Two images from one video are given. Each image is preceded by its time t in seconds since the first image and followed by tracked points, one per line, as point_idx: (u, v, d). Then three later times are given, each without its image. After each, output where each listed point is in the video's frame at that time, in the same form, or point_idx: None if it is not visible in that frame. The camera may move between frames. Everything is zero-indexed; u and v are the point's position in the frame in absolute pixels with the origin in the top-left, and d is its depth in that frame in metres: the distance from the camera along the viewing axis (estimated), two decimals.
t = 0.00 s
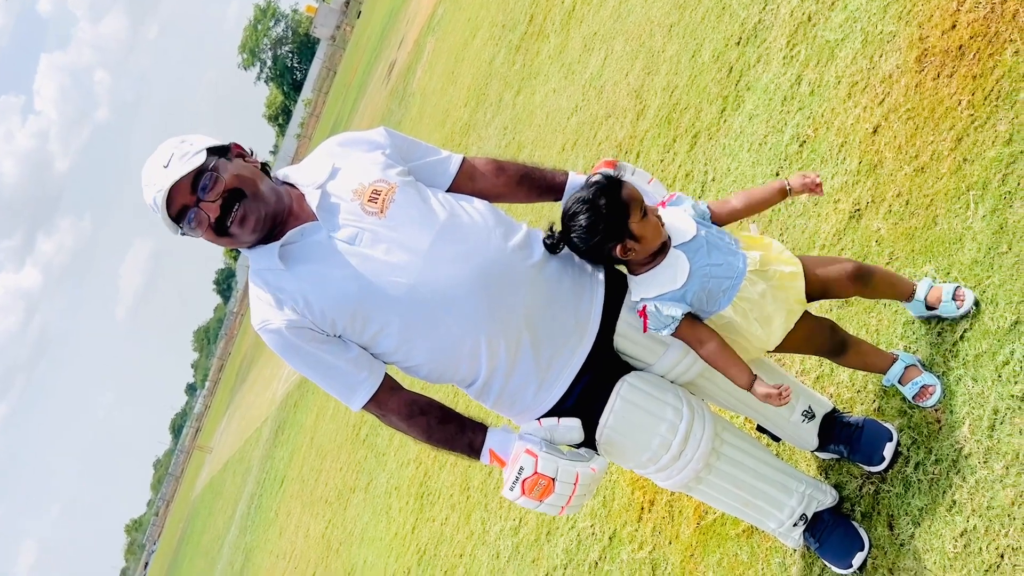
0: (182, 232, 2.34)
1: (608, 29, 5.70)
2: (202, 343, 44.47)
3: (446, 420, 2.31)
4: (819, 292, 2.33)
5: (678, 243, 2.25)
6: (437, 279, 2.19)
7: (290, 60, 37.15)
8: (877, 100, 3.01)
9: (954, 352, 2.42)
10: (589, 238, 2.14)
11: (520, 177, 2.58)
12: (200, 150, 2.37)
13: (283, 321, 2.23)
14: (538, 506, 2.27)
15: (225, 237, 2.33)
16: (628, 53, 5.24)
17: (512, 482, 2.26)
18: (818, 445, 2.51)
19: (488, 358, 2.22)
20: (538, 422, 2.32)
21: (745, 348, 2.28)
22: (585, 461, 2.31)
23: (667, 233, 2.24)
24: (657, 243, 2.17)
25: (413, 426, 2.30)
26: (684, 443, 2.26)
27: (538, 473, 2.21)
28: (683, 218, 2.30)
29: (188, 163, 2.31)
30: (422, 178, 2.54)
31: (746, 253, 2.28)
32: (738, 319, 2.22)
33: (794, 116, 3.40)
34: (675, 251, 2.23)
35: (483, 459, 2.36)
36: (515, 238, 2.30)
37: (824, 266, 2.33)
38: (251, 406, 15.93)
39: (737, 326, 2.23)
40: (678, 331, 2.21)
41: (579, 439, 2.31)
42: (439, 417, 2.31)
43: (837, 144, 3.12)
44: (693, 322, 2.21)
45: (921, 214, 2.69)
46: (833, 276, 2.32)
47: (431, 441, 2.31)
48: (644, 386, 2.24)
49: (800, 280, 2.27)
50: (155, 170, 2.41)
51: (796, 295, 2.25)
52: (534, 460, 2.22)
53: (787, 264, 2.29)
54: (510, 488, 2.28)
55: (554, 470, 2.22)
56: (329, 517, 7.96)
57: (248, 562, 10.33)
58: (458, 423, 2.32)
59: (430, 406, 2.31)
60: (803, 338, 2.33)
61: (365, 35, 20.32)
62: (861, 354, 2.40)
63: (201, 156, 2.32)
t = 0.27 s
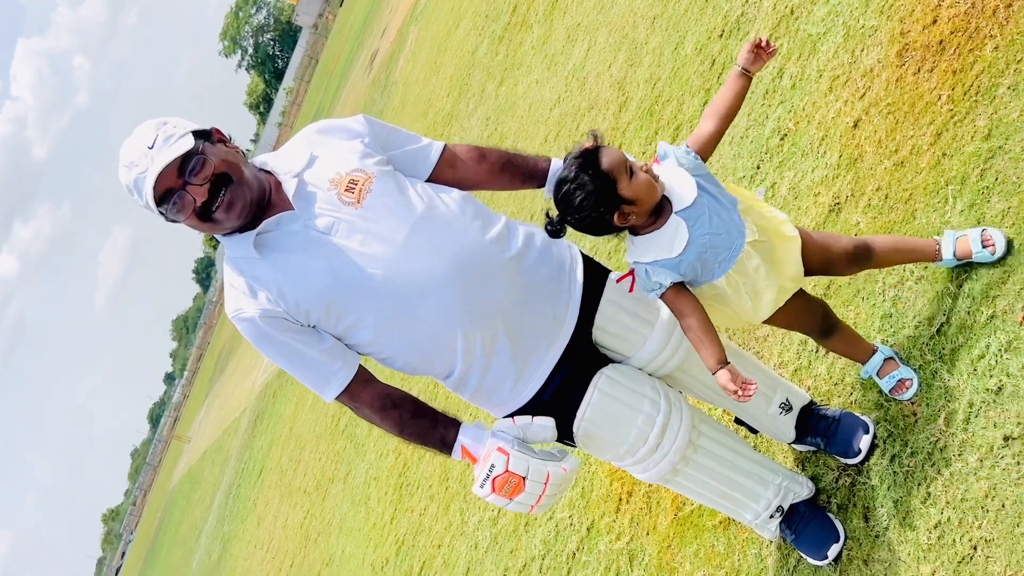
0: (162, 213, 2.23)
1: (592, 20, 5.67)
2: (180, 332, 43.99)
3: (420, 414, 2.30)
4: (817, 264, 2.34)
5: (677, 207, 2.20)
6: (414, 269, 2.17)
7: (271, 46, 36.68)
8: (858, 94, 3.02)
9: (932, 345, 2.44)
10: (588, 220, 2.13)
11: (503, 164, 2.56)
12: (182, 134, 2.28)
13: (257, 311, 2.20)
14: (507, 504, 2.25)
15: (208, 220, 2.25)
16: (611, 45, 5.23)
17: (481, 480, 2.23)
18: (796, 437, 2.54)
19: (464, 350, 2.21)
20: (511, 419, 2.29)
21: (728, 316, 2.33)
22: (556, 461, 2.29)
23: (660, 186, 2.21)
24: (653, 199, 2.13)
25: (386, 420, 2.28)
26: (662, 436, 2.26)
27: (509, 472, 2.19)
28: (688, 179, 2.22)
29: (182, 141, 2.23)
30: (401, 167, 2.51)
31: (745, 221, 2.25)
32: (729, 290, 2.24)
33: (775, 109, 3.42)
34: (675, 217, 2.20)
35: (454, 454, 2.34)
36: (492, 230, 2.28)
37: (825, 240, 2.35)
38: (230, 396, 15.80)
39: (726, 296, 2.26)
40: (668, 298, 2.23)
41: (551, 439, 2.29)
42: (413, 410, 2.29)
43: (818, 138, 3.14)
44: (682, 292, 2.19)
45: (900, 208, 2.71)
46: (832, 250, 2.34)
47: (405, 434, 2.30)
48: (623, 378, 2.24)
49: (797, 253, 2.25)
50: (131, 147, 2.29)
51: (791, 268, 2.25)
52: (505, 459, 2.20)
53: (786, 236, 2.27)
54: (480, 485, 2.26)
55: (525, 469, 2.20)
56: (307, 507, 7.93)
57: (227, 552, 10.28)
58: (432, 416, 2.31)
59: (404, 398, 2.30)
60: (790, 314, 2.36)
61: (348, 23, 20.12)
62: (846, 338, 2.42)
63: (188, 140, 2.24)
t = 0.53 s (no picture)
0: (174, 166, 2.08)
1: (569, 12, 5.66)
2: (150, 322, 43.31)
3: (387, 405, 2.28)
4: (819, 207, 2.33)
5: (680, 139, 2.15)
6: (381, 259, 2.14)
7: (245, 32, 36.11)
8: (830, 89, 3.05)
9: (898, 339, 2.48)
10: (589, 165, 2.13)
11: (472, 156, 2.52)
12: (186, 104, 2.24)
13: (222, 300, 2.14)
14: (474, 494, 2.25)
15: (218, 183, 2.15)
16: (587, 37, 5.22)
17: (449, 470, 2.23)
18: (763, 429, 2.56)
19: (433, 343, 2.18)
20: (478, 411, 2.32)
21: (745, 251, 2.26)
22: (523, 451, 2.31)
23: (661, 120, 2.13)
24: (652, 138, 2.07)
25: (352, 411, 2.26)
26: (629, 428, 2.27)
27: (478, 462, 2.20)
28: (688, 111, 2.18)
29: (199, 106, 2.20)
30: (371, 159, 2.46)
31: (750, 144, 2.22)
32: (744, 218, 2.20)
33: (750, 104, 3.46)
34: (680, 152, 2.15)
35: (421, 445, 2.33)
36: (462, 222, 2.26)
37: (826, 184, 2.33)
38: (202, 386, 15.60)
39: (742, 225, 2.21)
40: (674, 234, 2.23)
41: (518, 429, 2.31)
42: (379, 401, 2.27)
43: (791, 133, 3.17)
44: (688, 229, 2.22)
45: (869, 202, 2.74)
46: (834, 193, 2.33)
47: (372, 425, 2.28)
48: (590, 370, 2.24)
49: (804, 173, 2.23)
50: (125, 110, 2.16)
51: (801, 188, 2.22)
52: (474, 449, 2.20)
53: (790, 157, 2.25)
54: (447, 476, 2.25)
55: (493, 459, 2.21)
56: (278, 499, 7.86)
57: (197, 545, 10.17)
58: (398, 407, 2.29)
59: (370, 389, 2.27)
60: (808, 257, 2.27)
61: (326, 12, 19.90)
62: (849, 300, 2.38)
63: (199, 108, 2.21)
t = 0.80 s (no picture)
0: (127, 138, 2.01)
1: (543, 7, 5.63)
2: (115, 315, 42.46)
3: (345, 399, 2.23)
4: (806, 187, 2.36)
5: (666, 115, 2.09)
6: (342, 249, 2.09)
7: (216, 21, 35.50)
8: (801, 86, 3.07)
9: (862, 337, 2.50)
10: (572, 140, 2.07)
11: (437, 149, 2.48)
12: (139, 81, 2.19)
13: (176, 287, 2.08)
14: (433, 492, 2.22)
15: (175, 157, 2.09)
16: (561, 33, 5.20)
17: (408, 467, 2.19)
18: (727, 427, 2.56)
19: (394, 336, 2.14)
20: (438, 407, 2.28)
21: (729, 232, 2.22)
22: (483, 448, 2.29)
23: (646, 95, 2.06)
24: (636, 114, 2.02)
25: (310, 405, 2.21)
26: (591, 424, 2.25)
27: (438, 459, 2.16)
28: (676, 86, 2.12)
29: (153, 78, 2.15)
30: (335, 149, 2.40)
31: (737, 123, 2.16)
32: (728, 199, 2.15)
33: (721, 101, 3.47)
34: (664, 129, 2.08)
35: (379, 442, 2.29)
36: (425, 214, 2.22)
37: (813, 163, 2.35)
38: (169, 381, 15.33)
39: (727, 206, 2.16)
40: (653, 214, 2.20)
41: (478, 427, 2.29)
42: (338, 395, 2.23)
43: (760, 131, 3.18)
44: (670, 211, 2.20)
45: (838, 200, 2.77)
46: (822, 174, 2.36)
47: (330, 420, 2.23)
48: (554, 366, 2.21)
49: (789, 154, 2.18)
50: (75, 87, 2.09)
51: (790, 168, 2.16)
52: (434, 446, 2.16)
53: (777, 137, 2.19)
54: (406, 473, 2.21)
55: (454, 456, 2.18)
56: (244, 496, 7.74)
57: (161, 542, 9.99)
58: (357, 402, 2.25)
59: (328, 384, 2.22)
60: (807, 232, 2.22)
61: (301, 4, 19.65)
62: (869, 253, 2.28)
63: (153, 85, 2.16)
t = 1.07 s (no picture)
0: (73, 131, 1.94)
1: (519, 11, 5.62)
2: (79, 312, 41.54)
3: (312, 404, 2.19)
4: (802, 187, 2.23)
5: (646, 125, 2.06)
6: (309, 252, 2.06)
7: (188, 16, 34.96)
8: (773, 95, 3.10)
9: (830, 346, 2.52)
10: (553, 152, 2.04)
11: (407, 146, 2.45)
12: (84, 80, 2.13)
13: (137, 289, 2.03)
14: (401, 498, 2.19)
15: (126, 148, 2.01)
16: (536, 37, 5.20)
17: (375, 473, 2.16)
18: (696, 434, 2.57)
19: (361, 339, 2.11)
20: (409, 412, 2.25)
21: (711, 244, 2.21)
22: (453, 454, 2.26)
23: (627, 106, 2.04)
24: (619, 126, 1.99)
25: (275, 409, 2.16)
26: (560, 431, 2.25)
27: (405, 465, 2.13)
28: (654, 94, 2.08)
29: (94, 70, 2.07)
30: (302, 149, 2.34)
31: (719, 131, 2.13)
32: (710, 212, 2.13)
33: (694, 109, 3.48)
34: (644, 139, 2.06)
35: (347, 447, 2.26)
36: (394, 216, 2.19)
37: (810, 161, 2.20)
38: (135, 381, 15.04)
39: (709, 219, 2.15)
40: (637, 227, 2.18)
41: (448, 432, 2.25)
42: (304, 399, 2.18)
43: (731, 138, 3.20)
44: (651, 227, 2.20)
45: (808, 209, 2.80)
46: (821, 172, 2.21)
47: (295, 425, 2.19)
48: (523, 371, 2.20)
49: (773, 165, 2.15)
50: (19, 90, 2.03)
51: (773, 180, 2.14)
52: (401, 451, 2.14)
53: (761, 147, 2.16)
54: (373, 479, 2.18)
55: (421, 462, 2.15)
56: (209, 498, 7.60)
57: (123, 545, 9.78)
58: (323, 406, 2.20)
59: (294, 388, 2.18)
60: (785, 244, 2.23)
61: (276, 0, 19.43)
62: (838, 262, 2.32)
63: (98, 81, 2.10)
